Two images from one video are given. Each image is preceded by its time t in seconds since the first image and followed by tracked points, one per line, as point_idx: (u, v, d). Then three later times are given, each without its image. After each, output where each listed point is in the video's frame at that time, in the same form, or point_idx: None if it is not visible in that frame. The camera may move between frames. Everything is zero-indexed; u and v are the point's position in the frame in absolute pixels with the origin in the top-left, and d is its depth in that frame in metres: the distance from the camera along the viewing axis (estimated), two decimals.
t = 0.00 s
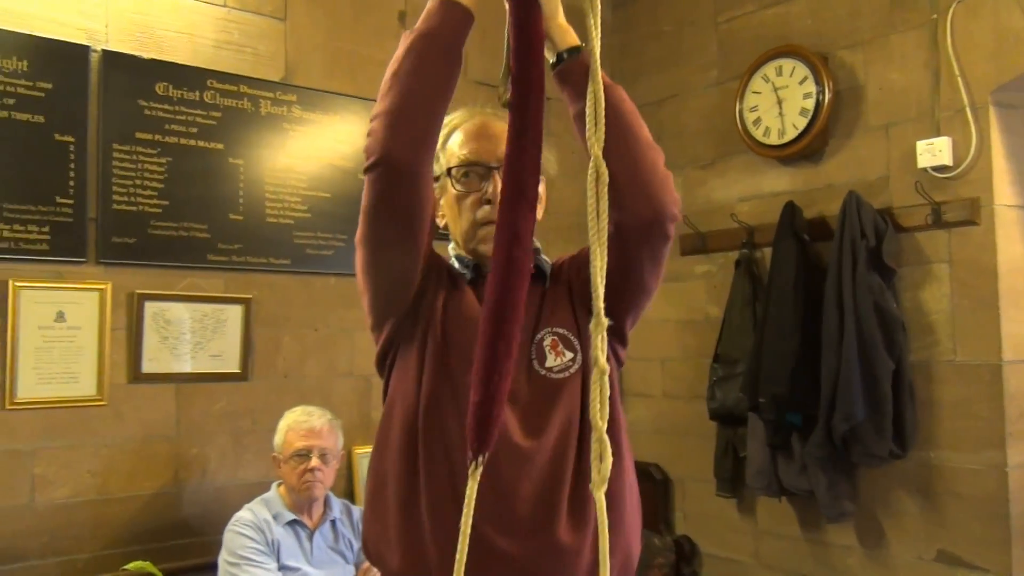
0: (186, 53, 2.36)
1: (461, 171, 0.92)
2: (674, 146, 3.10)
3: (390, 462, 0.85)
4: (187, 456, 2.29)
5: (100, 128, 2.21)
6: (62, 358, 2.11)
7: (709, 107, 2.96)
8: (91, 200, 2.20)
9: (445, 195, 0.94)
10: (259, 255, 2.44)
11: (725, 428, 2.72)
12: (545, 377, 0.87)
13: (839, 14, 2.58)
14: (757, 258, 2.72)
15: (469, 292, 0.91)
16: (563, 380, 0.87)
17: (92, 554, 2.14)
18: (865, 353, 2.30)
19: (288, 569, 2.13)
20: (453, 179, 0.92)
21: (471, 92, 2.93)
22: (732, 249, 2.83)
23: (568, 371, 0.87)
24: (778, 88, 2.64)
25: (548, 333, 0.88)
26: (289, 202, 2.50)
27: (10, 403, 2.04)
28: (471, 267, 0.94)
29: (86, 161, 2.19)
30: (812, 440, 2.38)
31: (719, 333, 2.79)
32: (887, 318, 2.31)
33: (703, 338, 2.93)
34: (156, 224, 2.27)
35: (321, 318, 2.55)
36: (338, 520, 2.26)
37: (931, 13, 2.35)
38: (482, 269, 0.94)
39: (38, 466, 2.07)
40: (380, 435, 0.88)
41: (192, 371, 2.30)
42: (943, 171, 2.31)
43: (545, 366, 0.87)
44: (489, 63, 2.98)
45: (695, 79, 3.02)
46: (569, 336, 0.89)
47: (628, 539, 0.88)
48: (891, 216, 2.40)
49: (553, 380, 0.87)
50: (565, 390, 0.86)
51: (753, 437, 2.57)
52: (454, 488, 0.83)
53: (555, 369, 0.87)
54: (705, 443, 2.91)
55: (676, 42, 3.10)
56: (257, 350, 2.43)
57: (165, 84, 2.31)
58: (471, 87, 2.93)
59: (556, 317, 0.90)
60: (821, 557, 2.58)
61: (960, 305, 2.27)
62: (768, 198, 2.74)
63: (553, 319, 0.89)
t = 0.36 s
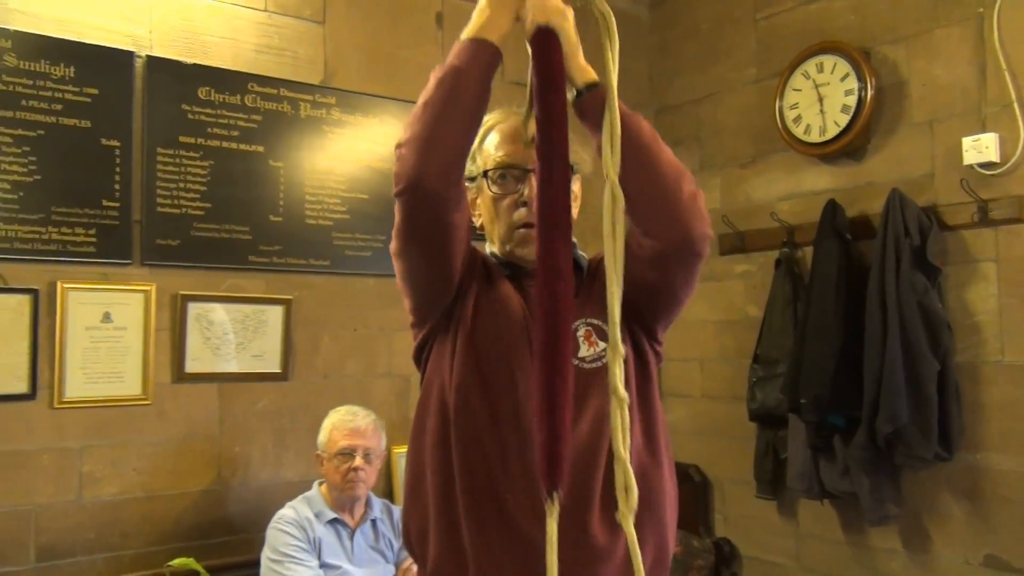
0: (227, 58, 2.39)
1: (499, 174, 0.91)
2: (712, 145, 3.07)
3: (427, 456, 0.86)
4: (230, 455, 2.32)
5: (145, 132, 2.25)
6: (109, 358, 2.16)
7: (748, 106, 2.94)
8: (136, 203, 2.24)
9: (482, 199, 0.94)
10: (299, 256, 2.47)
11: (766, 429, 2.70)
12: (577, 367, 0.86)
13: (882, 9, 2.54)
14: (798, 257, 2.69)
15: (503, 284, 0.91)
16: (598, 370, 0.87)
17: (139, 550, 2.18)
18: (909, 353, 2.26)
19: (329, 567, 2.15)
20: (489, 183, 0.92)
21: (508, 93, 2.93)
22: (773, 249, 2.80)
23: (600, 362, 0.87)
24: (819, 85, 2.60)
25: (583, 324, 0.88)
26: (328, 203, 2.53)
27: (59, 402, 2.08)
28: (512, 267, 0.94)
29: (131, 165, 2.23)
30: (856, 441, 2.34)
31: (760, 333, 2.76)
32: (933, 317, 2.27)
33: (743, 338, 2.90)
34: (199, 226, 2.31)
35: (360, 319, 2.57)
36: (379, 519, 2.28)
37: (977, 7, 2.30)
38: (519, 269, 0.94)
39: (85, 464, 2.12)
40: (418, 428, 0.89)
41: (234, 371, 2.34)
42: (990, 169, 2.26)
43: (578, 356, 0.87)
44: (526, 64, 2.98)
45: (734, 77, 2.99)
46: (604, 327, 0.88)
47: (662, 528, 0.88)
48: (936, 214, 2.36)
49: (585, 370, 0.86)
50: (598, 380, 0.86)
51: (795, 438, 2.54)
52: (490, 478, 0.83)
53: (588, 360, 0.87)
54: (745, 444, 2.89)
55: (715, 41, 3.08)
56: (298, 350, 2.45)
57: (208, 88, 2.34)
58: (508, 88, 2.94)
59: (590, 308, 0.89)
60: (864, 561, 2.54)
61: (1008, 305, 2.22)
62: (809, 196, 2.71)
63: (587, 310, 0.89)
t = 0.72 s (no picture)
0: (244, 59, 2.41)
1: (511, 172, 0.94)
2: (728, 145, 3.06)
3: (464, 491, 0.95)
4: (246, 455, 2.34)
5: (162, 133, 2.26)
6: (126, 358, 2.17)
7: (764, 105, 2.93)
8: (154, 204, 2.25)
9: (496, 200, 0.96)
10: (315, 257, 2.48)
11: (782, 429, 2.68)
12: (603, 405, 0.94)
13: (900, 7, 2.52)
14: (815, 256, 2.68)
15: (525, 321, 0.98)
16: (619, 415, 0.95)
17: (156, 549, 2.19)
18: (927, 354, 2.24)
19: (345, 567, 2.17)
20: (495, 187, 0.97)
21: (524, 93, 2.93)
22: (789, 248, 2.79)
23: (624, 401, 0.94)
24: (836, 83, 2.59)
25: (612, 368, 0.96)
26: (344, 204, 2.54)
27: (77, 402, 2.10)
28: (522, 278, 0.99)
29: (149, 166, 2.25)
30: (873, 443, 2.32)
31: (775, 333, 2.75)
32: (951, 318, 2.25)
33: (759, 339, 2.89)
34: (216, 227, 2.32)
35: (375, 319, 2.58)
36: (394, 519, 2.27)
37: (997, 4, 2.28)
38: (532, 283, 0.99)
39: (103, 463, 2.13)
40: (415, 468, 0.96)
41: (250, 371, 2.35)
42: (1010, 167, 2.24)
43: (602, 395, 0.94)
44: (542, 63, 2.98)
45: (751, 75, 2.98)
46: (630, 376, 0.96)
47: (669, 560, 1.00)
48: (955, 213, 2.34)
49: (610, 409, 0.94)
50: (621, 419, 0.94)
51: (811, 439, 2.53)
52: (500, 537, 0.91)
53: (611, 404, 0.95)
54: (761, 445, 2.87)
55: (731, 40, 3.06)
56: (313, 350, 2.46)
57: (225, 89, 2.35)
58: (524, 88, 2.94)
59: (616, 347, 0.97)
60: (881, 563, 2.52)
61: None
62: (826, 195, 2.69)
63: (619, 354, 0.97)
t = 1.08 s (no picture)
0: (244, 59, 2.41)
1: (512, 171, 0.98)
2: (728, 145, 3.06)
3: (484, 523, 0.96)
4: (246, 455, 2.34)
5: (162, 133, 2.26)
6: (126, 358, 2.17)
7: (765, 105, 2.93)
8: (154, 204, 2.25)
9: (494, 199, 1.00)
10: (316, 257, 2.48)
11: (782, 429, 2.68)
12: (614, 426, 0.98)
13: (900, 7, 2.52)
14: (815, 257, 2.68)
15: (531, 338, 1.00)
16: (630, 430, 0.99)
17: (155, 548, 2.19)
18: (927, 354, 2.24)
19: (345, 566, 2.16)
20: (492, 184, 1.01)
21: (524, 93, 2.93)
22: (789, 248, 2.79)
23: (634, 423, 0.99)
24: (836, 83, 2.59)
25: (622, 382, 1.00)
26: (344, 204, 2.54)
27: (77, 402, 2.10)
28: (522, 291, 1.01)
29: (149, 166, 2.25)
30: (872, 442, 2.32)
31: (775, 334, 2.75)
32: (950, 318, 2.25)
33: (759, 339, 2.89)
34: (216, 227, 2.32)
35: (376, 319, 2.58)
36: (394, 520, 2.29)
37: (997, 3, 2.28)
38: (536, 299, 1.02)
39: (103, 463, 2.13)
40: (422, 510, 0.96)
41: (250, 371, 2.35)
42: (1010, 167, 2.23)
43: (613, 416, 0.99)
44: (542, 63, 2.98)
45: (751, 75, 2.98)
46: (637, 392, 1.01)
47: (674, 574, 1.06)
48: (954, 213, 2.34)
49: (620, 429, 0.98)
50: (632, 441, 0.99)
51: (811, 440, 2.53)
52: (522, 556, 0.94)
53: (622, 420, 0.99)
54: (761, 445, 2.87)
55: (732, 40, 3.06)
56: (313, 350, 2.46)
57: (225, 89, 2.36)
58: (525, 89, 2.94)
59: (625, 368, 1.01)
60: (881, 563, 2.52)
61: None
62: (826, 195, 2.70)
63: (626, 369, 1.01)
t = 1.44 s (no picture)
0: (244, 59, 2.41)
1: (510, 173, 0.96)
2: (728, 144, 3.06)
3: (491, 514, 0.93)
4: (246, 455, 2.34)
5: (162, 134, 2.26)
6: (126, 358, 2.17)
7: (765, 105, 2.93)
8: (154, 204, 2.25)
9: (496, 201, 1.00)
10: (316, 257, 2.48)
11: (782, 429, 2.68)
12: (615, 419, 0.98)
13: (901, 6, 2.52)
14: (815, 256, 2.68)
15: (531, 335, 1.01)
16: (631, 423, 0.98)
17: (156, 548, 2.19)
18: (927, 354, 2.24)
19: (345, 567, 2.16)
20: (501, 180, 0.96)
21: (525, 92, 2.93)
22: (790, 248, 2.79)
23: (636, 416, 0.98)
24: (836, 83, 2.59)
25: (624, 377, 0.99)
26: (343, 204, 2.54)
27: (77, 402, 2.10)
28: (521, 290, 1.03)
29: (149, 166, 2.25)
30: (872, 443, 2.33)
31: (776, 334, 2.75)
32: (951, 318, 2.25)
33: (759, 338, 2.89)
34: (216, 228, 2.32)
35: (376, 319, 2.58)
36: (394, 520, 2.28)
37: (997, 4, 2.28)
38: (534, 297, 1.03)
39: (103, 463, 2.13)
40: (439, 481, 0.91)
41: (251, 370, 2.35)
42: (1010, 167, 2.23)
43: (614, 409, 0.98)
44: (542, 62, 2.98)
45: (751, 75, 2.98)
46: (638, 385, 1.00)
47: None
48: (955, 213, 2.34)
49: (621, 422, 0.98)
50: (634, 434, 0.98)
51: (811, 440, 2.53)
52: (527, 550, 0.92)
53: (624, 413, 0.98)
54: (762, 445, 2.88)
55: (732, 39, 3.06)
56: (313, 350, 2.47)
57: (224, 90, 2.36)
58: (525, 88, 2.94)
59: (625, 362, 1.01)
60: (881, 563, 2.52)
61: None
62: (826, 195, 2.70)
63: (628, 364, 1.01)
